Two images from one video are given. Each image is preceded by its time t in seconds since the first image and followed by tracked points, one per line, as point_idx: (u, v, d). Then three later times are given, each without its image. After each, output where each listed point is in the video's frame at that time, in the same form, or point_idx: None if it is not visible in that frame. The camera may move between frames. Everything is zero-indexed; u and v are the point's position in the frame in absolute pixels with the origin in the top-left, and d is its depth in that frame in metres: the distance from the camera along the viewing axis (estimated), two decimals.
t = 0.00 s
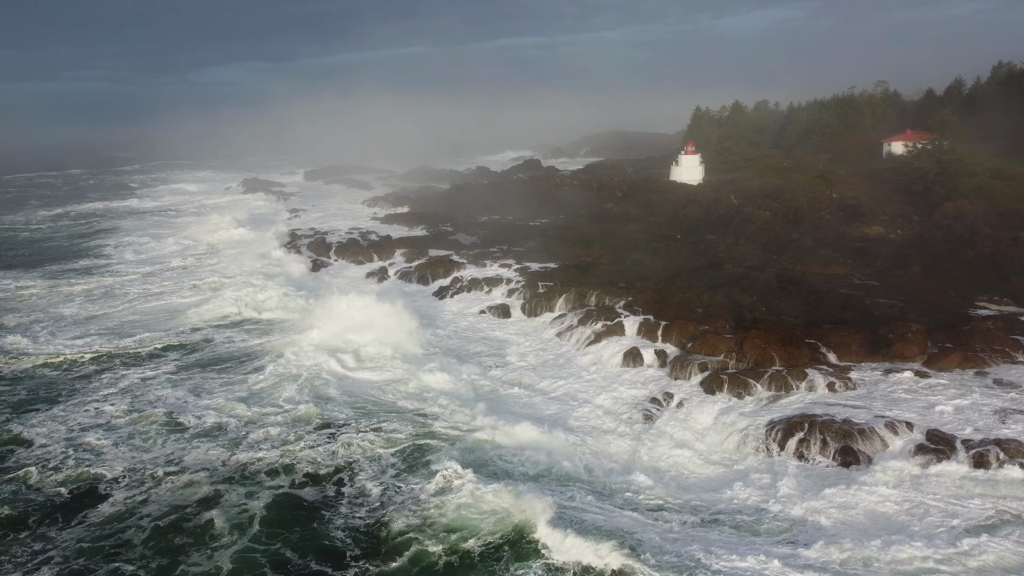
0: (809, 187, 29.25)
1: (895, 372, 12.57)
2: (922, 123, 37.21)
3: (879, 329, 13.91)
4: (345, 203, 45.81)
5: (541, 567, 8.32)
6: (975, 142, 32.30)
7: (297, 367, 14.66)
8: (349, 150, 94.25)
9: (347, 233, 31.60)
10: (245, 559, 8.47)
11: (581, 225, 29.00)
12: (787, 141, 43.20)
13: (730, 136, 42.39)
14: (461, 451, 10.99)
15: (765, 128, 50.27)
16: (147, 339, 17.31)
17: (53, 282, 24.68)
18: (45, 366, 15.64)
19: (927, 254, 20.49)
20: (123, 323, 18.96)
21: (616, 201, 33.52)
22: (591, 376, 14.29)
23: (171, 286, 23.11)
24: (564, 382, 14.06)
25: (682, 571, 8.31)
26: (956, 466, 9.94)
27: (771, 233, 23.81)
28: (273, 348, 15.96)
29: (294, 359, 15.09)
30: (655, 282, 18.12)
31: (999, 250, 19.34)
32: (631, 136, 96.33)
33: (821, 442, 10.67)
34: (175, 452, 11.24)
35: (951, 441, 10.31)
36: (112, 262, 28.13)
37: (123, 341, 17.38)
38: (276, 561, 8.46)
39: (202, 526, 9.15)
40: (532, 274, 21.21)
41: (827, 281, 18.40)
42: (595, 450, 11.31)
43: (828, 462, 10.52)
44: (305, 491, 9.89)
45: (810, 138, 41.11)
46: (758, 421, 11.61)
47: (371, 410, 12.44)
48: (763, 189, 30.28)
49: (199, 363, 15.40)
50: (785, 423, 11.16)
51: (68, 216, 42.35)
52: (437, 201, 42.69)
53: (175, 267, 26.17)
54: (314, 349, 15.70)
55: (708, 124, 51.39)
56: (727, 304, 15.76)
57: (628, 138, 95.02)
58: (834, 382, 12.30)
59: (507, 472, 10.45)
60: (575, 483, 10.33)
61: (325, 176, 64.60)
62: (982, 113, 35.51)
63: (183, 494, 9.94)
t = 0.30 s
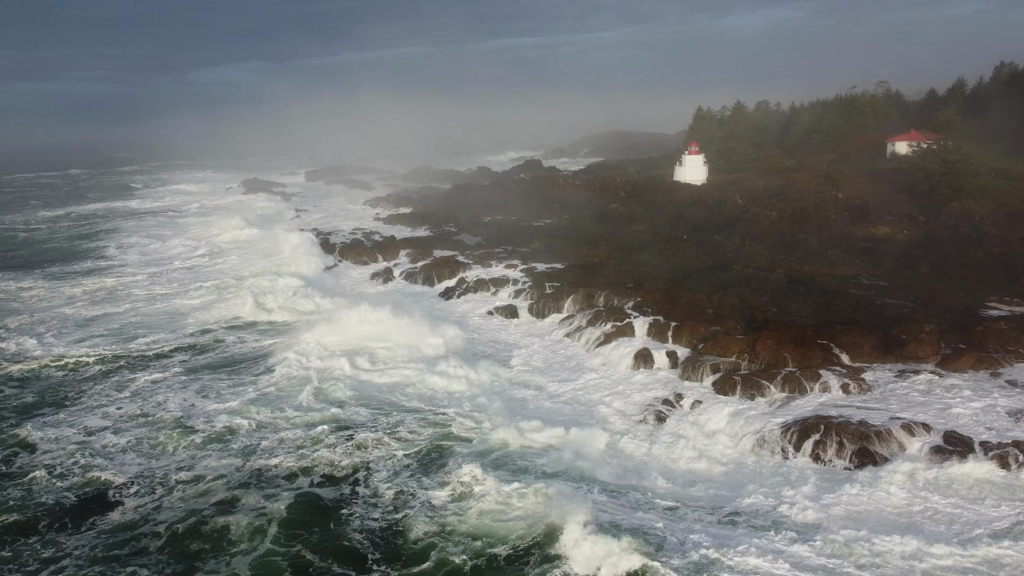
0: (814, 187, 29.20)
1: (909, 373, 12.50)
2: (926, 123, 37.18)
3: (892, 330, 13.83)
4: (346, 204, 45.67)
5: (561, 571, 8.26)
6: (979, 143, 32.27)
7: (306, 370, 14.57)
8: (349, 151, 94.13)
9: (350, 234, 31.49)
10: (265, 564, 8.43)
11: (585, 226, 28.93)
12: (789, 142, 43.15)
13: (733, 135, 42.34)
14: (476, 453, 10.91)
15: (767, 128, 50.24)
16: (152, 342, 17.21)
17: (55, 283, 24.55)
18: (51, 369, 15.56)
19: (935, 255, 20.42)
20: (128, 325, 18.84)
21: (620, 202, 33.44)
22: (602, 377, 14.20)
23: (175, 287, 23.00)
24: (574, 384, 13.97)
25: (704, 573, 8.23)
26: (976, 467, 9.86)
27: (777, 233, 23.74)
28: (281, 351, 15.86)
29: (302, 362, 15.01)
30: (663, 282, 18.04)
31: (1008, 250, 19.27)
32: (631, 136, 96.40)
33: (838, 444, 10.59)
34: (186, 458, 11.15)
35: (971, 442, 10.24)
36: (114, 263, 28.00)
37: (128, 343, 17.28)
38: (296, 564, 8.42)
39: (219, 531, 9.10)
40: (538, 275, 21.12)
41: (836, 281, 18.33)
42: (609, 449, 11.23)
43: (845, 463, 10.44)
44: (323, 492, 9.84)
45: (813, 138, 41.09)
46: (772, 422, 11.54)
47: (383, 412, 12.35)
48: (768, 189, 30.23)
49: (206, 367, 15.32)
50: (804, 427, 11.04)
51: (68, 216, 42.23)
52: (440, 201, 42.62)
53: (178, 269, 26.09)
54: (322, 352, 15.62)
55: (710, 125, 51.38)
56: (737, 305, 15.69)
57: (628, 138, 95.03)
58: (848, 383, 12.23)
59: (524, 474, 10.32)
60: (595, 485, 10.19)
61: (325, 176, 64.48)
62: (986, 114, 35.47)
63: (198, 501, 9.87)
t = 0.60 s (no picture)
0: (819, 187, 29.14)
1: (924, 374, 12.43)
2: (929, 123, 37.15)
3: (904, 331, 13.76)
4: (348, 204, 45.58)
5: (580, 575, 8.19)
6: (983, 143, 32.24)
7: (314, 372, 14.48)
8: (349, 151, 93.95)
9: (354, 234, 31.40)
10: (285, 569, 8.37)
11: (590, 226, 28.85)
12: (792, 142, 43.07)
13: (736, 134, 42.27)
14: (491, 456, 10.84)
15: (769, 128, 50.20)
16: (158, 344, 17.12)
17: (58, 284, 24.44)
18: (56, 371, 15.45)
19: (943, 255, 20.38)
20: (133, 327, 18.76)
21: (623, 202, 33.38)
22: (613, 378, 14.13)
23: (179, 289, 22.90)
24: (585, 385, 13.89)
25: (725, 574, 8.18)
26: (995, 468, 9.79)
27: (784, 234, 23.66)
28: (289, 352, 15.78)
29: (311, 364, 14.93)
30: (672, 283, 17.95)
31: (1017, 250, 19.21)
32: (631, 136, 96.32)
33: (855, 445, 10.52)
34: (197, 465, 11.06)
35: (989, 444, 10.17)
36: (118, 264, 27.91)
37: (134, 345, 17.20)
38: (315, 568, 8.36)
39: (237, 538, 9.04)
40: (545, 275, 21.04)
41: (845, 282, 18.27)
42: (623, 449, 11.14)
43: (862, 464, 10.37)
44: (341, 494, 9.81)
45: (816, 138, 41.06)
46: (787, 423, 11.47)
47: (395, 415, 12.27)
48: (773, 189, 30.16)
49: (213, 370, 15.23)
50: (819, 426, 11.00)
51: (69, 217, 42.08)
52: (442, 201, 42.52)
53: (182, 270, 25.97)
54: (330, 354, 15.53)
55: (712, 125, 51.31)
56: (748, 305, 15.62)
57: (628, 138, 94.95)
58: (862, 384, 12.17)
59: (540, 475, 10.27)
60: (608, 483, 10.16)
61: (326, 176, 64.37)
62: (990, 114, 35.42)
63: (213, 508, 9.79)
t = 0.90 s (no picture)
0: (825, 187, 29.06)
1: (939, 375, 12.34)
2: (933, 123, 37.09)
3: (918, 331, 13.68)
4: (351, 204, 45.48)
5: None
6: (989, 143, 32.15)
7: (324, 374, 14.41)
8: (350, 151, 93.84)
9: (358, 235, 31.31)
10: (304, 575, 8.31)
11: (595, 226, 28.78)
12: (796, 141, 43.03)
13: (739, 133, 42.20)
14: (507, 460, 10.75)
15: (772, 128, 50.16)
16: (165, 346, 17.04)
17: (62, 285, 24.36)
18: (61, 372, 15.36)
19: (952, 255, 20.30)
20: (139, 328, 18.67)
21: (628, 202, 33.32)
22: (624, 379, 14.06)
23: (184, 290, 22.82)
24: (597, 386, 13.80)
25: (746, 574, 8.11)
26: (1015, 470, 9.70)
27: (791, 234, 23.59)
28: (297, 354, 15.69)
29: (320, 367, 14.85)
30: (681, 283, 17.86)
31: None
32: (633, 136, 96.27)
33: (873, 446, 10.42)
34: (206, 472, 10.97)
35: (1009, 445, 10.08)
36: (122, 265, 27.83)
37: (141, 346, 17.11)
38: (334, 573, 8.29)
39: (254, 545, 8.97)
40: (552, 275, 20.96)
41: (855, 282, 18.19)
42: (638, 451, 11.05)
43: (880, 465, 10.28)
44: (359, 497, 9.73)
45: (820, 137, 41.00)
46: (803, 425, 11.38)
47: (408, 418, 12.18)
48: (778, 189, 30.09)
49: (220, 372, 15.14)
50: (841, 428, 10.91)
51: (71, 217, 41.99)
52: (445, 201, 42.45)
53: (186, 271, 25.88)
54: (340, 356, 15.45)
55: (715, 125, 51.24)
56: (759, 306, 15.55)
57: (630, 139, 94.90)
58: (877, 385, 12.08)
59: (557, 478, 10.17)
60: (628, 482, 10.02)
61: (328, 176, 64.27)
62: (995, 114, 35.36)
63: (227, 515, 9.71)
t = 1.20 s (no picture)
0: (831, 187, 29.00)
1: (955, 376, 12.26)
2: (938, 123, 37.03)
3: (932, 332, 13.60)
4: (354, 204, 45.41)
5: None
6: (994, 142, 32.08)
7: (335, 378, 14.34)
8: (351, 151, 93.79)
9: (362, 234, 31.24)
10: None
11: (601, 226, 28.73)
12: (800, 142, 42.99)
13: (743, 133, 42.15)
14: (521, 464, 10.67)
15: (775, 128, 50.15)
16: (171, 348, 16.98)
17: (67, 286, 24.32)
18: (67, 373, 15.27)
19: (961, 255, 20.22)
20: (145, 329, 18.60)
21: (632, 202, 33.27)
22: (635, 381, 14.00)
23: (190, 291, 22.76)
24: (609, 387, 13.72)
25: None
26: None
27: (798, 234, 23.51)
28: (306, 357, 15.63)
29: (330, 370, 14.79)
30: (691, 283, 17.78)
31: None
32: (634, 137, 96.25)
33: (890, 448, 10.34)
34: (215, 477, 10.88)
35: None
36: (126, 266, 27.78)
37: (148, 348, 17.06)
38: None
39: (270, 553, 8.92)
40: (560, 275, 20.88)
41: (865, 282, 18.11)
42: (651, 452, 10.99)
43: (898, 467, 10.19)
44: (377, 503, 9.68)
45: (824, 137, 40.94)
46: (817, 426, 11.32)
47: (421, 421, 12.11)
48: (783, 189, 30.02)
49: (227, 374, 15.06)
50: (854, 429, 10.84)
51: (74, 217, 41.98)
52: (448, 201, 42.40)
53: (191, 272, 25.82)
54: (350, 358, 15.38)
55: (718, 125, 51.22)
56: (770, 306, 15.47)
57: (632, 139, 95.02)
58: (893, 386, 12.00)
59: (572, 484, 10.07)
60: (641, 484, 9.93)
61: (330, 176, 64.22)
62: (1000, 114, 35.31)
63: (240, 523, 9.62)
